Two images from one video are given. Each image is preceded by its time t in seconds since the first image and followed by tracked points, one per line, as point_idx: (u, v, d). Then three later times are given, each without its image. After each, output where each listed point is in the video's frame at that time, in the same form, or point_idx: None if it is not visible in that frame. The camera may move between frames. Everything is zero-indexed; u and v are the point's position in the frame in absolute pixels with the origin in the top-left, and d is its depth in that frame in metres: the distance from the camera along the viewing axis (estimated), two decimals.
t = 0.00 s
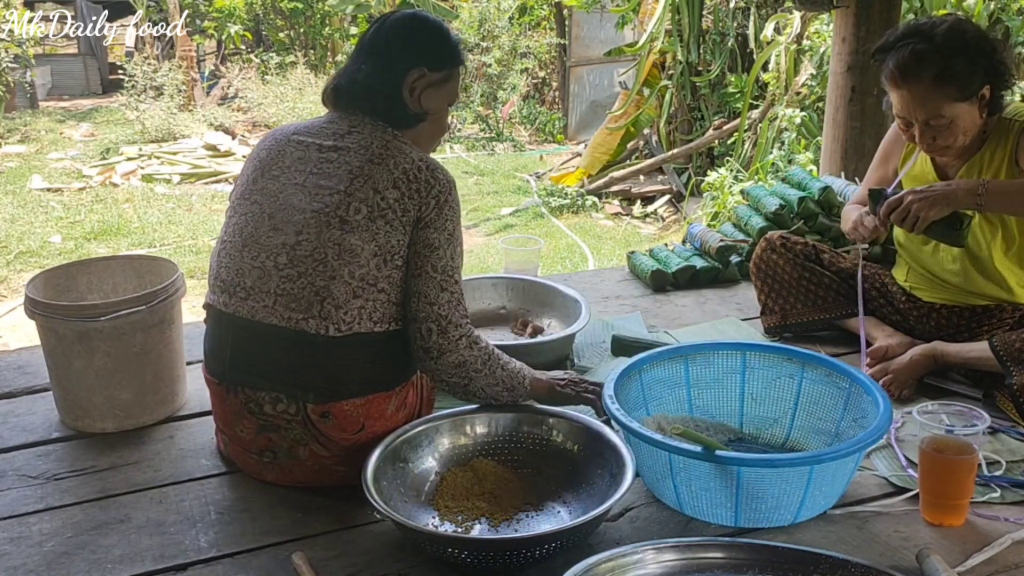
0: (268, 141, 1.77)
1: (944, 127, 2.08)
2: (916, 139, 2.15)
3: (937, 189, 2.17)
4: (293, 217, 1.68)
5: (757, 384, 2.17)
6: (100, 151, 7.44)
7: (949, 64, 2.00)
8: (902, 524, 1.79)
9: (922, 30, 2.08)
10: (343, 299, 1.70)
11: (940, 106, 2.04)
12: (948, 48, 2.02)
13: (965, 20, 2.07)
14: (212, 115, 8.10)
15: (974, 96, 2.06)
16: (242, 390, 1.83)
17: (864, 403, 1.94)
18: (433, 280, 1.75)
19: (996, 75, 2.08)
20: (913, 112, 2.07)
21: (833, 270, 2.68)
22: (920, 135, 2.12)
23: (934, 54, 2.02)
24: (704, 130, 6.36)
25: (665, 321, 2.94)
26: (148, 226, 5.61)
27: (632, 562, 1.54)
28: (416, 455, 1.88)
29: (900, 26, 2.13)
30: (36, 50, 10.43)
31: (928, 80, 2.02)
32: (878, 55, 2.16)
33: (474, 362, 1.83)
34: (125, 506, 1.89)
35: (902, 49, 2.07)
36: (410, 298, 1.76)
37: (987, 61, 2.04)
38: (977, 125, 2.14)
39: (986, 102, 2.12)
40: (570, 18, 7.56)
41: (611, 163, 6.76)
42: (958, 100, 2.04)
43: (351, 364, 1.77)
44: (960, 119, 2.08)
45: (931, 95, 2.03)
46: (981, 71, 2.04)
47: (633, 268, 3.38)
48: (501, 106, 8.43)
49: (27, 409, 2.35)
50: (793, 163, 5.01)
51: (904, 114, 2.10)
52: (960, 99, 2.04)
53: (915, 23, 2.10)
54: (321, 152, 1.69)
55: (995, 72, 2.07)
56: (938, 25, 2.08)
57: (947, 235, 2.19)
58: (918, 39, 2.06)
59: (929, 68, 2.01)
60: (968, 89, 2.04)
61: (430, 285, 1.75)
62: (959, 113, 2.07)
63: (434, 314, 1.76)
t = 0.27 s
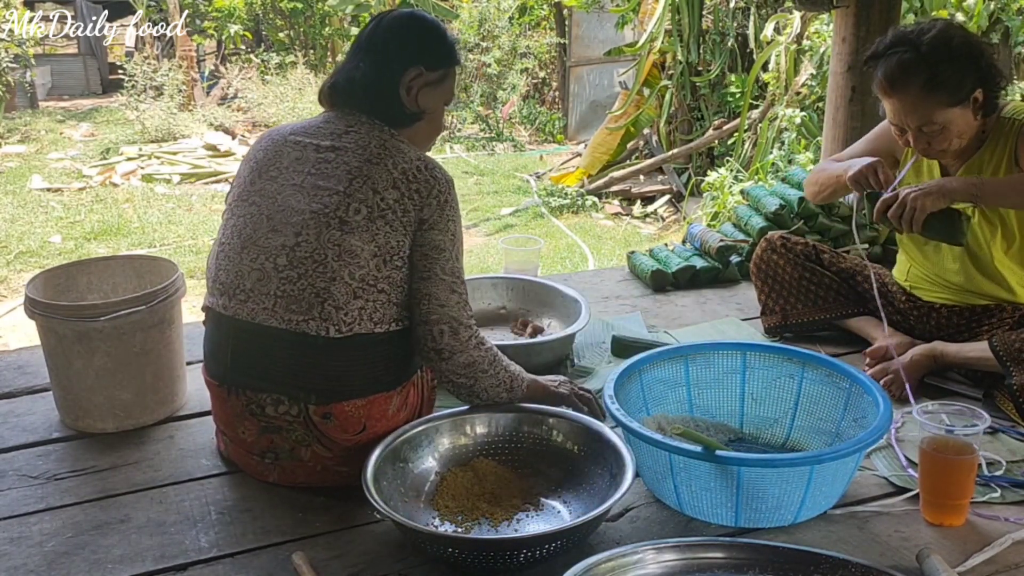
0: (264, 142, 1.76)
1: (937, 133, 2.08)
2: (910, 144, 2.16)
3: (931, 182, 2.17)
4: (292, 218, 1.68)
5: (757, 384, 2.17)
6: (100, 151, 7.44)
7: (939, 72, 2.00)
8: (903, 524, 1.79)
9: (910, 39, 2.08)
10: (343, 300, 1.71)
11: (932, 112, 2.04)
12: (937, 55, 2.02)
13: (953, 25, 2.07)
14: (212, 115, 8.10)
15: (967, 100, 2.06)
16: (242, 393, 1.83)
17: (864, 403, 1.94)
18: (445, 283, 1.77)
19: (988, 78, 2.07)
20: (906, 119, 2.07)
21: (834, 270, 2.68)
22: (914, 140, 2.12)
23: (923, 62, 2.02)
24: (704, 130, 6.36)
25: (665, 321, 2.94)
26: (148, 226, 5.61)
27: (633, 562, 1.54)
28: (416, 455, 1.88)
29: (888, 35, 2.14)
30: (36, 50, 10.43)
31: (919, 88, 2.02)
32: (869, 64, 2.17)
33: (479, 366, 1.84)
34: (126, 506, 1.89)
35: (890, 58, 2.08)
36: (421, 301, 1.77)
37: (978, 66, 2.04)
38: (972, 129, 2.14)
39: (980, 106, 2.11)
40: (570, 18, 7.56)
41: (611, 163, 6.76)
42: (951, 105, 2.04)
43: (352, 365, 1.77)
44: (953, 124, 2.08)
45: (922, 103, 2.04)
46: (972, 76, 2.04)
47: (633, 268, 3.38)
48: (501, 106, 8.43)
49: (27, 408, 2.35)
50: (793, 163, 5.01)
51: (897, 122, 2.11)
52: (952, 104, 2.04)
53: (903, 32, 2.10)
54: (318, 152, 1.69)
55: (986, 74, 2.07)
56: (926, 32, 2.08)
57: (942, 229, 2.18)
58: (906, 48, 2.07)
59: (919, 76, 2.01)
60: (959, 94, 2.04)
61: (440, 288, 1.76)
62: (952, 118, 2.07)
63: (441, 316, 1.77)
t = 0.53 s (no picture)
0: (257, 144, 1.76)
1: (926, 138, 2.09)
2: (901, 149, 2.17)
3: (927, 190, 2.22)
4: (285, 220, 1.68)
5: (757, 384, 2.17)
6: (100, 151, 7.44)
7: (924, 80, 2.00)
8: (903, 524, 1.79)
9: (894, 46, 2.08)
10: (337, 301, 1.70)
11: (920, 119, 2.05)
12: (922, 62, 2.02)
13: (938, 30, 2.06)
14: (212, 116, 8.11)
15: (955, 104, 2.06)
16: (241, 395, 1.84)
17: (864, 403, 1.94)
18: (427, 276, 1.75)
19: (975, 81, 2.06)
20: (895, 126, 2.09)
21: (833, 271, 2.68)
22: (905, 146, 2.13)
23: (907, 71, 2.02)
24: (704, 130, 6.36)
25: (665, 320, 2.94)
26: (147, 226, 5.61)
27: (633, 562, 1.54)
28: (416, 455, 1.88)
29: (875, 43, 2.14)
30: (36, 50, 10.43)
31: (904, 96, 2.03)
32: (857, 71, 2.17)
33: (467, 360, 1.85)
34: (125, 506, 1.89)
35: (875, 67, 2.08)
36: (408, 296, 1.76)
37: (964, 70, 2.03)
38: (962, 131, 2.14)
39: (969, 109, 2.11)
40: (570, 18, 7.55)
41: (611, 163, 6.75)
42: (939, 111, 2.04)
43: (348, 366, 1.77)
44: (942, 128, 2.09)
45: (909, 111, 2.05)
46: (959, 80, 2.03)
47: (633, 268, 3.38)
48: (501, 106, 8.43)
49: (27, 408, 2.35)
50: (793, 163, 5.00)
51: (887, 129, 2.12)
52: (939, 111, 2.05)
53: (888, 40, 2.10)
54: (309, 153, 1.69)
55: (974, 77, 2.06)
56: (911, 39, 2.07)
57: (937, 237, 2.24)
58: (890, 56, 2.07)
59: (904, 86, 2.02)
60: (946, 100, 2.04)
61: (422, 282, 1.75)
62: (941, 122, 2.07)
63: (430, 313, 1.77)
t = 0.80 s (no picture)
0: (245, 145, 1.76)
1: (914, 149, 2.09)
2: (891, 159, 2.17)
3: (925, 220, 2.25)
4: (273, 222, 1.68)
5: (757, 384, 2.17)
6: (100, 151, 7.44)
7: (909, 93, 2.00)
8: (903, 524, 1.79)
9: (876, 60, 2.07)
10: (327, 303, 1.70)
11: (907, 131, 2.05)
12: (905, 75, 2.01)
13: (921, 40, 2.05)
14: (212, 115, 8.11)
15: (941, 114, 2.05)
16: (238, 398, 1.83)
17: (864, 403, 1.94)
18: (402, 263, 1.69)
19: (960, 89, 2.05)
20: (883, 138, 2.09)
21: (832, 272, 2.67)
22: (895, 156, 2.13)
23: (890, 84, 2.01)
24: (704, 130, 6.36)
25: (665, 321, 2.94)
26: (148, 226, 5.61)
27: (633, 562, 1.54)
28: (416, 455, 1.88)
29: (858, 56, 2.13)
30: (36, 50, 10.43)
31: (890, 109, 2.03)
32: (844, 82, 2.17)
33: (449, 340, 1.78)
34: (125, 506, 1.89)
35: (859, 81, 2.08)
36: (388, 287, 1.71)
37: (948, 81, 2.02)
38: (951, 140, 2.13)
39: (957, 117, 2.10)
40: (570, 18, 7.55)
41: (611, 163, 6.76)
42: (926, 122, 2.04)
43: (342, 366, 1.77)
44: (930, 138, 2.08)
45: (895, 123, 2.04)
46: (945, 89, 2.02)
47: (633, 268, 3.38)
48: (501, 106, 8.43)
49: (27, 408, 2.35)
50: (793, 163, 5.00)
51: (877, 141, 2.12)
52: (926, 122, 2.04)
53: (869, 53, 2.09)
54: (294, 153, 1.69)
55: (960, 85, 2.05)
56: (895, 50, 2.06)
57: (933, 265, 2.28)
58: (873, 70, 2.06)
59: (889, 99, 2.02)
60: (932, 110, 2.03)
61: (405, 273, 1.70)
62: (928, 133, 2.06)
63: (409, 304, 1.71)
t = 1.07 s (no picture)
0: (240, 145, 1.76)
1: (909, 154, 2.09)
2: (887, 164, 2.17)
3: (921, 228, 2.23)
4: (266, 223, 1.68)
5: (757, 384, 2.17)
6: (100, 151, 7.44)
7: (899, 101, 2.00)
8: (903, 524, 1.79)
9: (868, 69, 2.07)
10: (323, 304, 1.70)
11: (901, 138, 2.05)
12: (895, 83, 2.00)
13: (912, 46, 2.04)
14: (212, 116, 8.11)
15: (935, 120, 2.04)
16: (236, 400, 1.83)
17: (864, 403, 1.94)
18: (399, 265, 1.69)
19: (952, 95, 2.05)
20: (877, 146, 2.09)
21: (832, 272, 2.65)
22: (890, 162, 2.14)
23: (881, 93, 2.01)
24: (704, 130, 6.36)
25: (665, 321, 2.93)
26: (148, 226, 5.61)
27: (633, 562, 1.54)
28: (416, 455, 1.88)
29: (849, 64, 2.13)
30: (36, 50, 10.43)
31: (882, 117, 2.03)
32: (836, 91, 2.17)
33: (444, 340, 1.79)
34: (126, 506, 1.89)
35: (850, 91, 2.08)
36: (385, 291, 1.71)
37: (939, 88, 2.02)
38: (947, 144, 2.12)
39: (951, 121, 2.09)
40: (570, 18, 7.55)
41: (611, 163, 6.76)
42: (919, 129, 2.04)
43: (340, 367, 1.77)
44: (924, 144, 2.08)
45: (889, 131, 2.05)
46: (936, 96, 2.02)
47: (633, 268, 3.38)
48: (501, 106, 8.43)
49: (27, 408, 2.35)
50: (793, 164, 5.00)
51: (871, 148, 2.12)
52: (920, 128, 2.04)
53: (859, 62, 2.09)
54: (286, 153, 1.68)
55: (952, 90, 2.05)
56: (885, 58, 2.06)
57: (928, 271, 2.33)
58: (865, 79, 2.05)
59: (880, 109, 2.02)
60: (925, 118, 2.03)
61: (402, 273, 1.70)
62: (923, 139, 2.06)
63: (404, 305, 1.70)
